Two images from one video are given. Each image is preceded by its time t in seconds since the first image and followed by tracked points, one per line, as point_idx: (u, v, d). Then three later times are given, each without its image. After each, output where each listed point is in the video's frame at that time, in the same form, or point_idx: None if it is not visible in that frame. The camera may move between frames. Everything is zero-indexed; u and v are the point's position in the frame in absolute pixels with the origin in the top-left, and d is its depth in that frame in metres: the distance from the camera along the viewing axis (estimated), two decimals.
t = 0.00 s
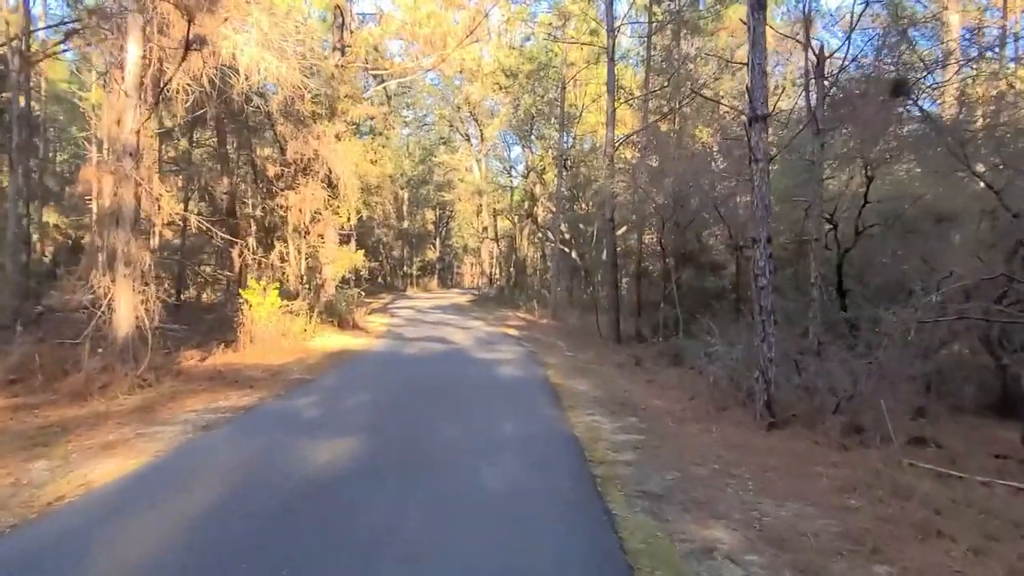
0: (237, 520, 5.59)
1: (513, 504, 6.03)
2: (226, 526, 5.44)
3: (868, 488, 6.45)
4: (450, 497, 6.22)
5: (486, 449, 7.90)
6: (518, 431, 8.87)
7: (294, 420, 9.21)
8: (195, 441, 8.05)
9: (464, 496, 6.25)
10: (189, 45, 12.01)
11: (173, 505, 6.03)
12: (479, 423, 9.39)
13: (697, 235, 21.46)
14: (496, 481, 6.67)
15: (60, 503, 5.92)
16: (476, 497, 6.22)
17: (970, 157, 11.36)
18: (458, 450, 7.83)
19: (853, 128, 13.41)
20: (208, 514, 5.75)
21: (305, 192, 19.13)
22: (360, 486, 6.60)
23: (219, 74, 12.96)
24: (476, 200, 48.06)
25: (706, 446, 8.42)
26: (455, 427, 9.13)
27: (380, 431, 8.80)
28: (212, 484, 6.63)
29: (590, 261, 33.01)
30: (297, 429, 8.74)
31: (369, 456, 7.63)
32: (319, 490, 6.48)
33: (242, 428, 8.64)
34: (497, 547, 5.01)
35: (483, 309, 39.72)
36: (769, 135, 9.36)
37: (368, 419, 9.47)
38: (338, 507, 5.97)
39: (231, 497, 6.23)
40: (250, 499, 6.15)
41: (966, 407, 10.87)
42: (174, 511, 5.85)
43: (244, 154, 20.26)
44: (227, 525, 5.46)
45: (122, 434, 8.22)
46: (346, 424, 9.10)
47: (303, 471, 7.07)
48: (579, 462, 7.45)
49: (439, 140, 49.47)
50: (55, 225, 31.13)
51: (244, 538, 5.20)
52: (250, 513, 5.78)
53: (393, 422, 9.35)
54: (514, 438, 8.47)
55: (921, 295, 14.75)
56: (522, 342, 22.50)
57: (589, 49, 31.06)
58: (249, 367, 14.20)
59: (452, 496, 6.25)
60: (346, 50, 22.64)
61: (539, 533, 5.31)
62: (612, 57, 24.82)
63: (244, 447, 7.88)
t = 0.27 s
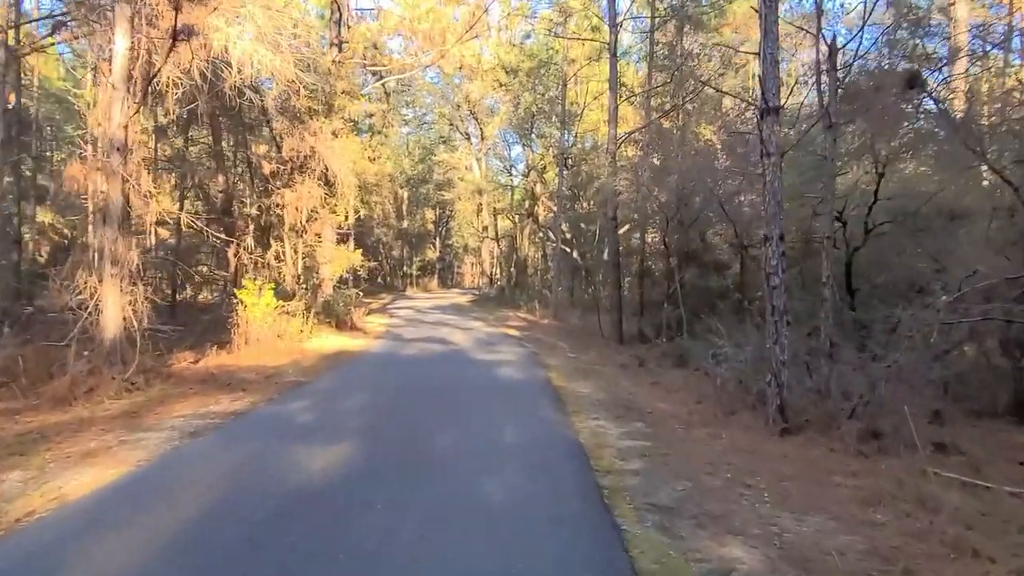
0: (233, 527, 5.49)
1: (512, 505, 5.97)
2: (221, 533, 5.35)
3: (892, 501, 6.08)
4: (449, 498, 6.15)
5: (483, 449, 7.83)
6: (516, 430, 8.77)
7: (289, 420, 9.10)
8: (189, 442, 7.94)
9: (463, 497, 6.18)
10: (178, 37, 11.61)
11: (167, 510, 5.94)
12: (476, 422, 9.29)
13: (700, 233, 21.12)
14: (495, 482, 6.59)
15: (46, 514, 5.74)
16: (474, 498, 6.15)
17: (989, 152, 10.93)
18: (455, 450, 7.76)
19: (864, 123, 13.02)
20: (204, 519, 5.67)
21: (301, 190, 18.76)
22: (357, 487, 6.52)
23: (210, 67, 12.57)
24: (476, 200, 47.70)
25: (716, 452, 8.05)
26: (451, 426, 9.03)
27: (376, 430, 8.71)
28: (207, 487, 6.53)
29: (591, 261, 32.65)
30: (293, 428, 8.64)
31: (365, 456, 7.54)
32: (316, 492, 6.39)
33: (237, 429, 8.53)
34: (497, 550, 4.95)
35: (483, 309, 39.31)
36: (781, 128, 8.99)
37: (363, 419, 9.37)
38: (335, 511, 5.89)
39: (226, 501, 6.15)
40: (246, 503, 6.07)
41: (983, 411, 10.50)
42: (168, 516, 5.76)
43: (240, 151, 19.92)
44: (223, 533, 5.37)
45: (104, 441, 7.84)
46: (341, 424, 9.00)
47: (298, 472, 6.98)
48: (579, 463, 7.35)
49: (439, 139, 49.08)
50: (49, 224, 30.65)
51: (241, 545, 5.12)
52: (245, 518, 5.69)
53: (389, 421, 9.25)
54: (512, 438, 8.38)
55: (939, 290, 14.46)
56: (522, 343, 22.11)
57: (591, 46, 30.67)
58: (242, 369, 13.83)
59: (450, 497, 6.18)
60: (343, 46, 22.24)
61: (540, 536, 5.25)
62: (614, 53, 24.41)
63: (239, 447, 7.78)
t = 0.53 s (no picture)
0: (228, 530, 5.40)
1: (512, 506, 5.91)
2: (218, 536, 5.26)
3: (914, 514, 5.74)
4: (447, 500, 6.09)
5: (480, 451, 7.77)
6: (513, 433, 8.68)
7: (283, 420, 9.00)
8: (183, 443, 7.83)
9: (461, 499, 6.11)
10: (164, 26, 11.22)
11: (162, 512, 5.85)
12: (472, 425, 9.20)
13: (703, 231, 20.72)
14: (493, 484, 6.53)
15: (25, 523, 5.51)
16: (474, 500, 6.08)
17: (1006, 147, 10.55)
18: (452, 452, 7.69)
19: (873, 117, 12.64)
20: (201, 521, 5.59)
21: (296, 187, 18.39)
22: (354, 488, 6.45)
23: (198, 59, 12.21)
24: (475, 198, 47.37)
25: (723, 460, 7.68)
26: (447, 428, 8.95)
27: (372, 431, 8.63)
28: (203, 487, 6.45)
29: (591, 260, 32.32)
30: (288, 429, 8.55)
31: (361, 457, 7.46)
32: (312, 493, 6.32)
33: (231, 430, 8.43)
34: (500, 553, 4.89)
35: (483, 308, 38.97)
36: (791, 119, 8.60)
37: (359, 420, 9.28)
38: (333, 512, 5.81)
39: (223, 502, 6.06)
40: (241, 505, 5.98)
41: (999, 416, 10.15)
42: (163, 518, 5.67)
43: (234, 147, 19.52)
44: (218, 536, 5.27)
45: (80, 448, 7.46)
46: (337, 425, 8.91)
47: (294, 472, 6.90)
48: (577, 466, 7.27)
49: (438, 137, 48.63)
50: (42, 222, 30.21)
51: (240, 547, 5.04)
52: (242, 520, 5.60)
53: (384, 423, 9.18)
54: (509, 440, 8.31)
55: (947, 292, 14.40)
56: (522, 342, 21.76)
57: (592, 42, 30.27)
58: (234, 370, 13.46)
59: (449, 499, 6.11)
60: (339, 41, 21.89)
61: (541, 538, 5.19)
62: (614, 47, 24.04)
63: (234, 447, 7.69)
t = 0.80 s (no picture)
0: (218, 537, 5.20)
1: (510, 511, 5.74)
2: (208, 543, 5.07)
3: (935, 530, 5.35)
4: (444, 504, 5.92)
5: (476, 454, 7.60)
6: (508, 437, 8.51)
7: (275, 424, 8.81)
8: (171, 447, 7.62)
9: (457, 503, 5.96)
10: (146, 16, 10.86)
11: (146, 517, 5.65)
12: (466, 428, 9.02)
13: (704, 230, 20.32)
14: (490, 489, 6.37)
15: None
16: (470, 505, 5.92)
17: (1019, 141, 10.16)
18: (447, 455, 7.53)
19: (880, 111, 12.26)
20: (182, 528, 5.39)
21: (288, 184, 17.98)
22: (348, 493, 6.28)
23: (183, 51, 11.85)
24: (473, 197, 47.00)
25: (728, 469, 7.30)
26: (441, 431, 8.78)
27: (365, 435, 8.45)
28: (188, 493, 6.25)
29: (590, 259, 31.94)
30: (279, 433, 8.36)
31: (355, 460, 7.28)
32: (298, 498, 6.12)
33: (221, 434, 8.23)
34: (501, 560, 4.73)
35: (481, 308, 38.58)
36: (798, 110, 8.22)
37: (351, 423, 9.09)
38: (327, 517, 5.64)
39: (213, 508, 5.87)
40: (224, 511, 5.78)
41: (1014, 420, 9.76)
42: (152, 524, 5.47)
43: (224, 143, 19.10)
44: (208, 543, 5.08)
45: (50, 458, 7.08)
46: (329, 428, 8.72)
47: (285, 477, 6.71)
48: (575, 471, 7.10)
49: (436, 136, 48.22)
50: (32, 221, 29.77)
51: (220, 556, 4.84)
52: (233, 526, 5.41)
53: (377, 425, 8.99)
54: (504, 444, 8.14)
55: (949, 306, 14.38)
56: (520, 343, 21.35)
57: (590, 38, 29.88)
58: (221, 372, 13.07)
59: (445, 504, 5.95)
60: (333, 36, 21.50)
61: (542, 543, 5.04)
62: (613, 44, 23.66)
63: (224, 452, 7.49)
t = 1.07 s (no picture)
0: (208, 543, 5.04)
1: (510, 517, 5.60)
2: (196, 549, 4.89)
3: (968, 548, 4.98)
4: (443, 509, 5.78)
5: (473, 454, 7.46)
6: (505, 437, 8.34)
7: (267, 424, 8.61)
8: (161, 449, 7.44)
9: (454, 508, 5.81)
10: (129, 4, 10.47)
11: (131, 521, 5.48)
12: (462, 427, 8.85)
13: (707, 228, 19.93)
14: (490, 493, 6.21)
15: None
16: (467, 510, 5.77)
17: None
18: (444, 455, 7.39)
19: (891, 102, 11.87)
20: (169, 531, 5.23)
21: (282, 180, 17.57)
22: (342, 495, 6.13)
23: (169, 42, 11.48)
24: (472, 195, 46.59)
25: (739, 478, 6.91)
26: (436, 430, 8.61)
27: (359, 434, 8.26)
28: (177, 495, 6.09)
29: (590, 258, 31.55)
30: (271, 433, 8.18)
31: (348, 461, 7.10)
32: (289, 501, 5.96)
33: (211, 435, 8.03)
34: (501, 567, 4.62)
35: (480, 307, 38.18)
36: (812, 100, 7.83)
37: (345, 422, 8.90)
38: (320, 521, 5.48)
39: (203, 511, 5.70)
40: (213, 514, 5.62)
41: None
42: (138, 529, 5.30)
43: (216, 138, 18.69)
44: (197, 548, 4.90)
45: (20, 468, 6.68)
46: (322, 427, 8.53)
47: (277, 479, 6.54)
48: (575, 474, 6.92)
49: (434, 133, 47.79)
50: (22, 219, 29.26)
51: (207, 561, 4.68)
52: (222, 531, 5.24)
53: (372, 425, 8.81)
54: (501, 444, 7.98)
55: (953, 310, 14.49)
56: (519, 343, 20.95)
57: (590, 34, 29.47)
58: (210, 374, 12.66)
59: (441, 508, 5.82)
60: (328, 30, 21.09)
61: (545, 552, 4.90)
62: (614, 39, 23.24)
63: (214, 454, 7.30)
